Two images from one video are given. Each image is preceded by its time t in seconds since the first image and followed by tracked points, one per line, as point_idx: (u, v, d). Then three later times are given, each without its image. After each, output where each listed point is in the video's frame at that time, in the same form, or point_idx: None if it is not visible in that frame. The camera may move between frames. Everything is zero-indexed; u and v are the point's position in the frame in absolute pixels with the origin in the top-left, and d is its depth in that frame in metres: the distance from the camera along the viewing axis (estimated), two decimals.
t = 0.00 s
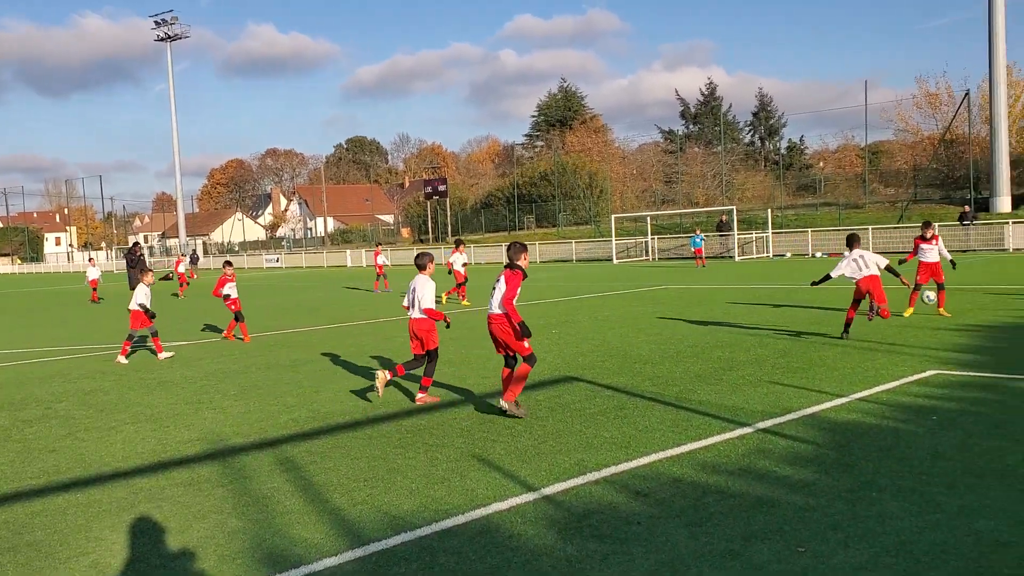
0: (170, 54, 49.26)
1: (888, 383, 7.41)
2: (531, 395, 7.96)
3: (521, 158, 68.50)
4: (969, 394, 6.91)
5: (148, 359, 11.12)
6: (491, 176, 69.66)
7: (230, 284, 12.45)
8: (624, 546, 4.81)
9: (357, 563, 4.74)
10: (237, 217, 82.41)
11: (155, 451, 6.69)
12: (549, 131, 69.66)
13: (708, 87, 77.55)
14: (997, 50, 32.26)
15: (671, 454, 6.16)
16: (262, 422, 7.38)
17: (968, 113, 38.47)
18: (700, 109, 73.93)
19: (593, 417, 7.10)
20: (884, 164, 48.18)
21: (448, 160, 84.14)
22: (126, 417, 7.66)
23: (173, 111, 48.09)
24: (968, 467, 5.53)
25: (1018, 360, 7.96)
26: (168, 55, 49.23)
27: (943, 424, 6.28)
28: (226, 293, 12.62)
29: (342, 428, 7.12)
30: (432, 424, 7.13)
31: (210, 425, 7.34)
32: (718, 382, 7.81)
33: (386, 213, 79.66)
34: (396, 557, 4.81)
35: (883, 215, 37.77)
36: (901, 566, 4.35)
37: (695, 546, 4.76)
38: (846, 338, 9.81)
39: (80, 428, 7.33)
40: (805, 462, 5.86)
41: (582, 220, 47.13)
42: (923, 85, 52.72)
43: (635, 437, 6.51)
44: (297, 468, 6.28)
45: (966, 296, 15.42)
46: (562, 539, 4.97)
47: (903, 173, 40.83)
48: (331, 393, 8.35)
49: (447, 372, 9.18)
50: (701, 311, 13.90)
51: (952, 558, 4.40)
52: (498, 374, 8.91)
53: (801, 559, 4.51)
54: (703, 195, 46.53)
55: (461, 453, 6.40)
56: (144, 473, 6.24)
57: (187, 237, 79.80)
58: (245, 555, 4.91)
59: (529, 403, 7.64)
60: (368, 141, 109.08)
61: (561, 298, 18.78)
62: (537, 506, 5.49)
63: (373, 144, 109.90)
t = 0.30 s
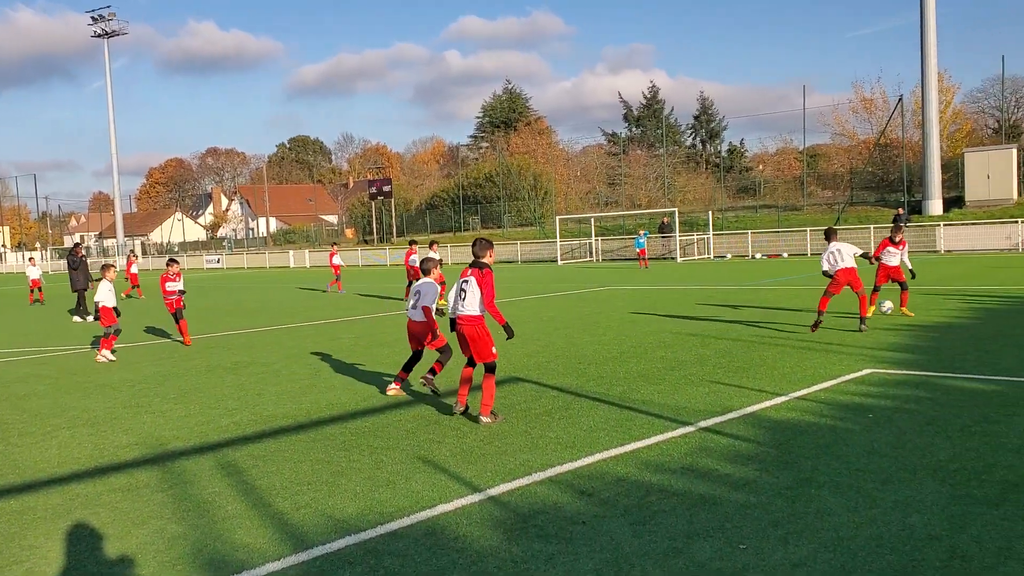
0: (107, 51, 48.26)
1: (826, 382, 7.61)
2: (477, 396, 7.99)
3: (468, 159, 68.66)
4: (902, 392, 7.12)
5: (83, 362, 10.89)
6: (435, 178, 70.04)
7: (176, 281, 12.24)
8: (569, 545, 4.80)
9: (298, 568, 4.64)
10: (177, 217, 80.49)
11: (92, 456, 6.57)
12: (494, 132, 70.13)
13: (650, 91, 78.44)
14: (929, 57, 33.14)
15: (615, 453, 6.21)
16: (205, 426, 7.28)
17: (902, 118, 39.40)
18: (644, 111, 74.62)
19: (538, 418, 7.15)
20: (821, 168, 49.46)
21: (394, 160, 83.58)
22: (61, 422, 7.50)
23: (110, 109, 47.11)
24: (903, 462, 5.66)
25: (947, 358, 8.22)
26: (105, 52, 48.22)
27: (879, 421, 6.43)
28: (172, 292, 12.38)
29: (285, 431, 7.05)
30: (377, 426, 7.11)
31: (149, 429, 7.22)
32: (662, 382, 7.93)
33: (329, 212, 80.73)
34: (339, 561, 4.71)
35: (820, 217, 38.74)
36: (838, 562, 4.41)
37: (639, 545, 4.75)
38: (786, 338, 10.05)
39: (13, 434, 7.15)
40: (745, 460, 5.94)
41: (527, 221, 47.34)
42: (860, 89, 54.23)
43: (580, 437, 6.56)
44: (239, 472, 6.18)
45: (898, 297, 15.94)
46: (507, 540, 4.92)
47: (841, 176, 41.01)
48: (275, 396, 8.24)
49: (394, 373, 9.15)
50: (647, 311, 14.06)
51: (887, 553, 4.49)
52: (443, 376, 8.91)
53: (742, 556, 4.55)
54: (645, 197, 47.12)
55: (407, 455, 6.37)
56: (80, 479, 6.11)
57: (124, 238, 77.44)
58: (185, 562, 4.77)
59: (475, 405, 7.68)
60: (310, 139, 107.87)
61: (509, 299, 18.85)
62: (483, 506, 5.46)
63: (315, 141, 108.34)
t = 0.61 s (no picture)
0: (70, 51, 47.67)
1: (791, 382, 7.69)
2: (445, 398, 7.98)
3: (436, 161, 68.59)
4: (865, 391, 7.22)
5: (41, 366, 10.74)
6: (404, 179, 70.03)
7: (140, 284, 12.02)
8: (538, 547, 4.79)
9: (265, 573, 4.59)
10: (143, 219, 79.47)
11: (53, 462, 6.48)
12: (462, 134, 70.27)
13: (617, 94, 78.82)
14: (890, 61, 33.59)
15: (584, 454, 6.23)
16: (171, 429, 7.21)
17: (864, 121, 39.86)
18: (610, 114, 74.93)
19: (506, 419, 7.17)
20: (786, 170, 50.08)
21: (361, 161, 83.14)
22: (22, 426, 7.39)
23: (71, 109, 46.46)
24: (867, 461, 5.73)
25: (909, 357, 8.36)
26: (68, 52, 47.63)
27: (843, 421, 6.51)
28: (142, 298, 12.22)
29: (253, 435, 7.00)
30: (344, 429, 7.08)
31: (113, 434, 7.14)
32: (629, 384, 7.98)
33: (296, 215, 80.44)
34: (307, 565, 4.67)
35: (785, 219, 39.22)
36: (804, 561, 4.45)
37: (607, 545, 4.77)
38: (753, 338, 10.16)
39: None
40: (712, 460, 5.99)
41: (495, 222, 47.31)
42: (825, 93, 55.02)
43: (548, 438, 6.58)
44: (205, 477, 6.12)
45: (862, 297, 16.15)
46: (475, 542, 4.91)
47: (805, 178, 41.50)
48: (241, 399, 8.17)
49: (361, 375, 9.11)
50: (616, 312, 14.12)
51: (852, 551, 4.53)
52: (411, 377, 8.89)
53: (709, 556, 4.57)
54: (612, 199, 47.34)
55: (376, 458, 6.35)
56: (43, 485, 6.01)
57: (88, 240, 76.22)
58: (151, 568, 4.70)
59: (442, 406, 7.68)
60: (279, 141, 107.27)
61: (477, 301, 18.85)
62: (452, 508, 5.45)
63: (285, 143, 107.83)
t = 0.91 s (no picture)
0: (58, 52, 47.57)
1: (780, 383, 7.73)
2: (436, 400, 7.98)
3: (426, 162, 68.61)
4: (853, 392, 7.25)
5: (27, 370, 10.69)
6: (394, 180, 70.06)
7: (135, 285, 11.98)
8: (528, 548, 4.79)
9: None
10: (132, 220, 79.23)
11: (40, 465, 6.45)
12: (451, 136, 70.35)
13: (607, 95, 78.96)
14: (879, 64, 33.74)
15: (573, 456, 6.24)
16: (159, 431, 7.20)
17: (852, 122, 40.02)
18: (600, 116, 75.10)
19: (496, 420, 7.17)
20: (774, 172, 50.29)
21: (350, 162, 83.05)
22: (10, 429, 7.37)
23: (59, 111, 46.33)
24: (856, 462, 5.75)
25: (896, 358, 8.41)
26: (56, 53, 47.54)
27: (832, 422, 6.53)
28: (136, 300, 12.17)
29: (242, 437, 6.98)
30: (334, 431, 7.08)
31: (102, 436, 7.12)
32: (621, 385, 7.98)
33: (286, 216, 80.02)
34: (296, 569, 4.65)
35: (774, 221, 39.36)
36: (793, 561, 4.46)
37: (597, 547, 4.77)
38: (741, 339, 10.20)
39: None
40: (701, 461, 6.00)
41: (486, 224, 47.32)
42: (813, 95, 55.28)
43: (538, 439, 6.59)
44: (193, 480, 6.11)
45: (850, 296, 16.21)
46: (465, 544, 4.91)
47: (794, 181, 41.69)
48: (230, 402, 8.14)
49: (351, 378, 9.09)
50: (604, 314, 14.15)
51: (841, 551, 4.55)
52: (400, 379, 8.89)
53: (699, 557, 4.58)
54: (602, 201, 47.52)
55: (366, 460, 6.35)
56: (30, 488, 5.99)
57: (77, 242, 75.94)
58: (138, 572, 4.68)
59: (432, 409, 7.68)
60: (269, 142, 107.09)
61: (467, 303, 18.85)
62: (442, 510, 5.44)
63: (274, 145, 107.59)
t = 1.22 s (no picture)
0: (58, 54, 47.59)
1: (783, 384, 7.73)
2: (437, 402, 7.97)
3: (426, 164, 68.62)
4: (855, 394, 7.23)
5: (27, 372, 10.67)
6: (394, 183, 70.09)
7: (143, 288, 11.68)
8: (530, 551, 4.78)
9: None
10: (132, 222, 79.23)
11: (41, 468, 6.44)
12: (452, 138, 70.37)
13: (607, 97, 79.00)
14: (880, 66, 33.73)
15: (574, 458, 6.23)
16: (160, 434, 7.18)
17: (853, 124, 39.96)
18: (600, 118, 75.11)
19: (497, 422, 7.17)
20: (775, 173, 50.33)
21: (350, 164, 83.07)
22: (10, 432, 7.36)
23: (59, 113, 46.36)
24: (857, 463, 5.74)
25: (897, 360, 8.40)
26: (56, 55, 47.56)
27: (834, 423, 6.52)
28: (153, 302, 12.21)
29: (242, 439, 6.98)
30: (334, 433, 7.07)
31: (102, 438, 7.11)
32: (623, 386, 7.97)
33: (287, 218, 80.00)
34: (297, 572, 4.64)
35: (775, 222, 39.33)
36: (795, 563, 4.45)
37: (598, 549, 4.76)
38: (743, 341, 10.18)
39: None
40: (703, 463, 5.99)
41: (487, 226, 47.31)
42: (813, 96, 55.26)
43: (539, 441, 6.58)
44: (193, 482, 6.11)
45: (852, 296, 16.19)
46: (466, 546, 4.90)
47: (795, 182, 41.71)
48: (230, 404, 8.13)
49: (351, 380, 9.07)
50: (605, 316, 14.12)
51: (842, 553, 4.54)
52: (401, 381, 8.86)
53: (700, 559, 4.57)
54: (603, 203, 47.55)
55: (367, 463, 6.33)
56: (31, 491, 5.97)
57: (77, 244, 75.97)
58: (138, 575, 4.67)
59: (433, 411, 7.66)
60: (269, 144, 107.15)
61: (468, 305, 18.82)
62: (443, 512, 5.43)
63: (275, 147, 107.67)
